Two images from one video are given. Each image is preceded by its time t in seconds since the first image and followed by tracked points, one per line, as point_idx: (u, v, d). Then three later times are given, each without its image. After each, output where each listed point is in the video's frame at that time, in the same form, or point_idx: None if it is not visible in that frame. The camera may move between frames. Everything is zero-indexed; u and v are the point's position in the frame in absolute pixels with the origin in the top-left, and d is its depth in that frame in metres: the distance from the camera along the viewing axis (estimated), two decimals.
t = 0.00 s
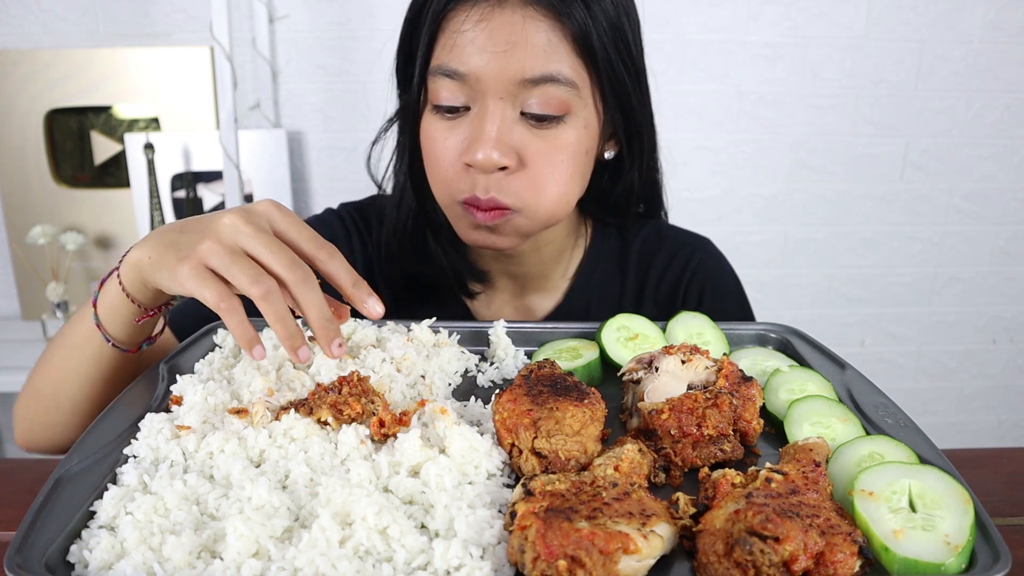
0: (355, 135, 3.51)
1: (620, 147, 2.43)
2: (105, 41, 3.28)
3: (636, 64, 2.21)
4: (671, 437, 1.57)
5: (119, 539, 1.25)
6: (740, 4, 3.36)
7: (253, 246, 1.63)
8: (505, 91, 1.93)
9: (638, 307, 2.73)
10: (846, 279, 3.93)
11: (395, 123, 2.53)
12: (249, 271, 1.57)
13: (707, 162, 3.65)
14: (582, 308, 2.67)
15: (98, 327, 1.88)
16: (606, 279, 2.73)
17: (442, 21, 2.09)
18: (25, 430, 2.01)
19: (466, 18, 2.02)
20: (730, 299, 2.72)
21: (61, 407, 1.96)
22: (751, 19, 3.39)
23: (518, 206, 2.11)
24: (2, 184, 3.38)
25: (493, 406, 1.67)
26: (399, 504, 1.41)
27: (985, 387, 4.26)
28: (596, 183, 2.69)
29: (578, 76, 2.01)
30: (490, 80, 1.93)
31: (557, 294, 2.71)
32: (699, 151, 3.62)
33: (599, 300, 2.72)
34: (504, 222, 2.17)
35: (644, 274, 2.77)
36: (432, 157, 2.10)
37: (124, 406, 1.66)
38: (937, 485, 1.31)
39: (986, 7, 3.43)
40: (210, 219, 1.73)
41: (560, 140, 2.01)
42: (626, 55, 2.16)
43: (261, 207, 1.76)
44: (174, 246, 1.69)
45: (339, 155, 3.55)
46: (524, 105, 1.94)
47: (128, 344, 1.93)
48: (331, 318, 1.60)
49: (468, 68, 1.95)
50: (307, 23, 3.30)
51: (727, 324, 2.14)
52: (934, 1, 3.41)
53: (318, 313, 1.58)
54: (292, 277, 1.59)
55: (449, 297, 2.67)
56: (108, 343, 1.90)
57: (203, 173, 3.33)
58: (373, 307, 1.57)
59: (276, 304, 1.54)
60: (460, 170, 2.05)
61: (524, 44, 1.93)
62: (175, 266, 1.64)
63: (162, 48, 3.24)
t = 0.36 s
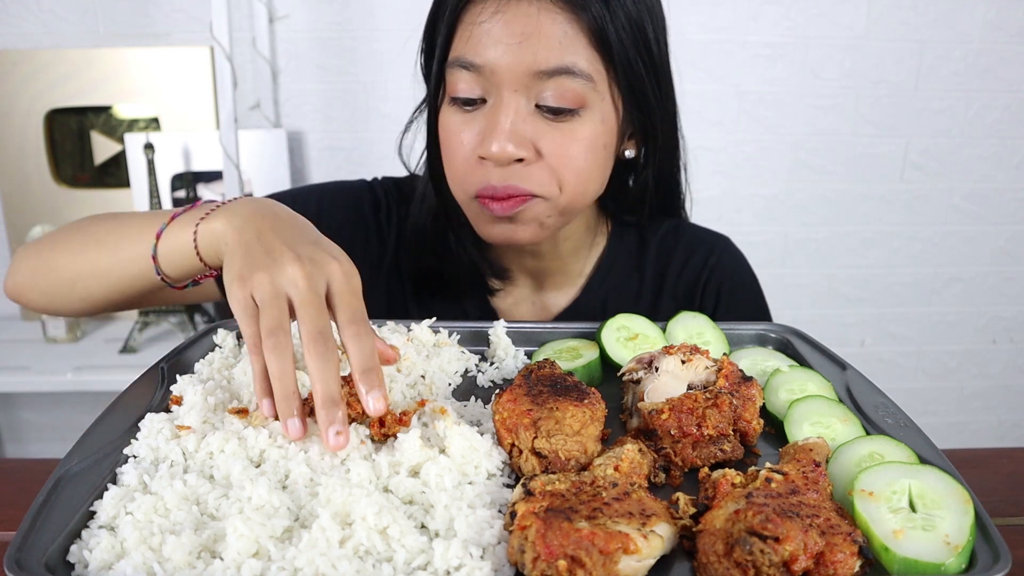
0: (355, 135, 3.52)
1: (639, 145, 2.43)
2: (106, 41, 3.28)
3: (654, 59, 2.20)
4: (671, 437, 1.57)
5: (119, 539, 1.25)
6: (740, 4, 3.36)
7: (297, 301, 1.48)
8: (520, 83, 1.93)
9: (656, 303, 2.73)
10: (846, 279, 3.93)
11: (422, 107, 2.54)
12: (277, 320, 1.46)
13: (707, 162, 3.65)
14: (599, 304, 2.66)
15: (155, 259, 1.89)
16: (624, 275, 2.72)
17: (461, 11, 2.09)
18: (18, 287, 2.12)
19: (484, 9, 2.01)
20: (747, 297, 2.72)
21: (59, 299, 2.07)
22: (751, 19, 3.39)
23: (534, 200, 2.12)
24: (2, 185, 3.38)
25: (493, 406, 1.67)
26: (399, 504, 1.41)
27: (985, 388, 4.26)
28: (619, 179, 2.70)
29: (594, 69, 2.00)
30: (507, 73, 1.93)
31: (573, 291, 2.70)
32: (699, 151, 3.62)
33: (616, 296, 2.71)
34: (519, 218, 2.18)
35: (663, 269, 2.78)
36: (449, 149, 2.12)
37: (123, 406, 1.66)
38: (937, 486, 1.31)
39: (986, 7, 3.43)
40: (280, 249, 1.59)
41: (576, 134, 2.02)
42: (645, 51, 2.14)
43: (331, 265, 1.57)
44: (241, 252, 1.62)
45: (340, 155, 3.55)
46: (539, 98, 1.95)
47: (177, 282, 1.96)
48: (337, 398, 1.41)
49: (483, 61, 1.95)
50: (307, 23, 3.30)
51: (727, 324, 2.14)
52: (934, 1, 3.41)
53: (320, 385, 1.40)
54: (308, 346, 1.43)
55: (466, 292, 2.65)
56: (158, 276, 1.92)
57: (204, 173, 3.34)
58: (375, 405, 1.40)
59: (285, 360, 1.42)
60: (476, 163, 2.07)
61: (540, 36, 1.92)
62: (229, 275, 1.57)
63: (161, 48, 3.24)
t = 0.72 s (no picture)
0: (355, 135, 3.52)
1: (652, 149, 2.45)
2: (105, 41, 3.28)
3: (671, 65, 2.21)
4: (671, 437, 1.57)
5: (119, 539, 1.25)
6: (740, 4, 3.36)
7: (338, 286, 1.52)
8: (539, 85, 1.93)
9: (664, 300, 2.73)
10: (846, 279, 3.93)
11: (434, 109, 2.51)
12: (320, 302, 1.49)
13: (707, 162, 3.65)
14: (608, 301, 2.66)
15: (178, 255, 1.89)
16: (631, 271, 2.72)
17: (480, 13, 2.09)
18: (35, 289, 2.14)
19: (504, 11, 2.01)
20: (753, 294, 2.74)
21: (76, 300, 2.09)
22: (752, 19, 3.39)
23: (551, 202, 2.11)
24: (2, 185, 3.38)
25: (493, 406, 1.67)
26: (399, 504, 1.41)
27: (985, 388, 4.26)
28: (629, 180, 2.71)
29: (612, 73, 2.01)
30: (526, 74, 1.92)
31: (582, 289, 2.70)
32: (698, 151, 3.62)
33: (624, 293, 2.70)
34: (536, 216, 2.18)
35: (669, 267, 2.77)
36: (465, 149, 2.11)
37: (124, 407, 1.66)
38: (937, 486, 1.31)
39: (986, 7, 3.43)
40: (312, 235, 1.61)
41: (592, 137, 2.01)
42: (662, 57, 2.16)
43: (364, 248, 1.60)
44: (271, 242, 1.63)
45: (340, 155, 3.55)
46: (557, 100, 1.94)
47: (200, 275, 1.96)
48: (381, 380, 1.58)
49: (503, 61, 1.95)
50: (307, 23, 3.30)
51: (727, 324, 2.14)
52: (934, 1, 3.41)
53: (369, 370, 1.53)
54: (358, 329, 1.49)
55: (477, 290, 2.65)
56: (182, 271, 1.93)
57: (204, 173, 3.34)
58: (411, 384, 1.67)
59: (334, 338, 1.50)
60: (493, 164, 2.06)
61: (560, 38, 1.92)
62: (264, 266, 1.59)
63: (161, 48, 3.24)
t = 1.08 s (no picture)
0: (355, 135, 3.52)
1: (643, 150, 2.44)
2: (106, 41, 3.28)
3: (662, 65, 2.21)
4: (671, 437, 1.57)
5: (119, 539, 1.25)
6: (740, 4, 3.36)
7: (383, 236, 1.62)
8: (531, 83, 1.93)
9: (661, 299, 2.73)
10: (846, 279, 3.93)
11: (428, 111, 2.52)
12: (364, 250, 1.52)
13: (707, 162, 3.65)
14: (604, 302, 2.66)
15: (204, 251, 1.91)
16: (629, 271, 2.72)
17: (473, 15, 2.10)
18: (40, 285, 2.11)
19: (497, 11, 2.02)
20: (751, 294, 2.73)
21: (85, 298, 2.08)
22: (751, 19, 3.39)
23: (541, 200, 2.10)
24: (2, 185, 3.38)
25: (493, 407, 1.67)
26: (399, 504, 1.41)
27: (985, 388, 4.26)
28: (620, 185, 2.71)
29: (604, 72, 2.01)
30: (519, 73, 1.93)
31: (574, 294, 2.70)
32: (699, 151, 3.62)
33: (623, 293, 2.70)
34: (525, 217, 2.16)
35: (663, 272, 2.77)
36: (458, 149, 2.10)
37: (124, 407, 1.66)
38: (937, 485, 1.31)
39: (986, 6, 3.43)
40: (349, 203, 1.71)
41: (585, 136, 2.01)
42: (653, 58, 2.17)
43: (405, 206, 1.73)
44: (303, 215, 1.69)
45: (340, 155, 3.55)
46: (550, 99, 1.94)
47: (223, 275, 1.99)
48: (436, 331, 1.52)
49: (496, 61, 1.95)
50: (307, 23, 3.30)
51: (726, 324, 2.14)
52: (934, 1, 3.41)
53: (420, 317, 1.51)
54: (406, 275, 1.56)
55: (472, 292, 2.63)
56: (205, 269, 1.94)
57: (204, 173, 3.34)
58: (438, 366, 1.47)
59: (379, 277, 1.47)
60: (485, 162, 2.05)
61: (553, 37, 1.93)
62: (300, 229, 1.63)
63: (161, 48, 3.24)
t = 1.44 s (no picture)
0: (356, 135, 3.52)
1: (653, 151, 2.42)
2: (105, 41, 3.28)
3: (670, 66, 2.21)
4: (671, 437, 1.57)
5: (119, 539, 1.25)
6: (740, 4, 3.36)
7: (433, 338, 1.44)
8: (544, 87, 1.93)
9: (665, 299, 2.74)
10: (846, 279, 3.93)
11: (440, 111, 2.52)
12: (412, 359, 1.40)
13: (707, 162, 3.65)
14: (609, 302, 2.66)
15: (251, 273, 1.77)
16: (632, 271, 2.72)
17: (484, 17, 2.08)
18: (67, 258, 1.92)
19: (508, 14, 2.01)
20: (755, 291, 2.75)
21: (109, 280, 1.89)
22: (751, 19, 3.39)
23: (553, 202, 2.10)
24: (3, 185, 3.38)
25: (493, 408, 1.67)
26: (399, 504, 1.41)
27: (985, 388, 4.26)
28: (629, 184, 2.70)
29: (615, 73, 2.01)
30: (531, 76, 1.92)
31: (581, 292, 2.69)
32: (699, 151, 3.62)
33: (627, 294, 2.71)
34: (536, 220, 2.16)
35: (666, 270, 2.78)
36: (469, 152, 2.10)
37: (124, 406, 1.66)
38: (936, 485, 1.31)
39: (986, 6, 3.43)
40: (409, 281, 1.53)
41: (597, 139, 2.01)
42: (663, 59, 2.16)
43: (465, 304, 1.51)
44: (360, 280, 1.55)
45: (340, 155, 3.55)
46: (563, 102, 1.94)
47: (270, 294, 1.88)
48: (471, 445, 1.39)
49: (508, 65, 1.95)
50: (307, 23, 3.30)
51: (726, 324, 2.14)
52: (934, 1, 3.41)
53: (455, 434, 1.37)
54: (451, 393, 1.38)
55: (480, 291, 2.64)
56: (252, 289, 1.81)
57: (204, 173, 3.34)
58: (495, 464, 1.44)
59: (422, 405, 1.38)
60: (497, 166, 2.05)
61: (565, 40, 1.93)
62: (352, 305, 1.50)
63: (161, 48, 3.24)
